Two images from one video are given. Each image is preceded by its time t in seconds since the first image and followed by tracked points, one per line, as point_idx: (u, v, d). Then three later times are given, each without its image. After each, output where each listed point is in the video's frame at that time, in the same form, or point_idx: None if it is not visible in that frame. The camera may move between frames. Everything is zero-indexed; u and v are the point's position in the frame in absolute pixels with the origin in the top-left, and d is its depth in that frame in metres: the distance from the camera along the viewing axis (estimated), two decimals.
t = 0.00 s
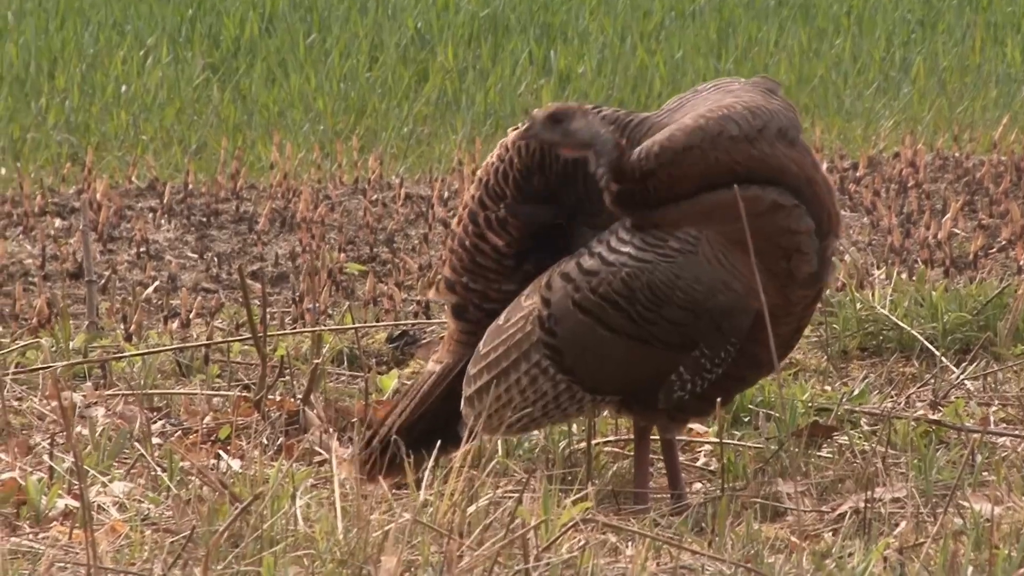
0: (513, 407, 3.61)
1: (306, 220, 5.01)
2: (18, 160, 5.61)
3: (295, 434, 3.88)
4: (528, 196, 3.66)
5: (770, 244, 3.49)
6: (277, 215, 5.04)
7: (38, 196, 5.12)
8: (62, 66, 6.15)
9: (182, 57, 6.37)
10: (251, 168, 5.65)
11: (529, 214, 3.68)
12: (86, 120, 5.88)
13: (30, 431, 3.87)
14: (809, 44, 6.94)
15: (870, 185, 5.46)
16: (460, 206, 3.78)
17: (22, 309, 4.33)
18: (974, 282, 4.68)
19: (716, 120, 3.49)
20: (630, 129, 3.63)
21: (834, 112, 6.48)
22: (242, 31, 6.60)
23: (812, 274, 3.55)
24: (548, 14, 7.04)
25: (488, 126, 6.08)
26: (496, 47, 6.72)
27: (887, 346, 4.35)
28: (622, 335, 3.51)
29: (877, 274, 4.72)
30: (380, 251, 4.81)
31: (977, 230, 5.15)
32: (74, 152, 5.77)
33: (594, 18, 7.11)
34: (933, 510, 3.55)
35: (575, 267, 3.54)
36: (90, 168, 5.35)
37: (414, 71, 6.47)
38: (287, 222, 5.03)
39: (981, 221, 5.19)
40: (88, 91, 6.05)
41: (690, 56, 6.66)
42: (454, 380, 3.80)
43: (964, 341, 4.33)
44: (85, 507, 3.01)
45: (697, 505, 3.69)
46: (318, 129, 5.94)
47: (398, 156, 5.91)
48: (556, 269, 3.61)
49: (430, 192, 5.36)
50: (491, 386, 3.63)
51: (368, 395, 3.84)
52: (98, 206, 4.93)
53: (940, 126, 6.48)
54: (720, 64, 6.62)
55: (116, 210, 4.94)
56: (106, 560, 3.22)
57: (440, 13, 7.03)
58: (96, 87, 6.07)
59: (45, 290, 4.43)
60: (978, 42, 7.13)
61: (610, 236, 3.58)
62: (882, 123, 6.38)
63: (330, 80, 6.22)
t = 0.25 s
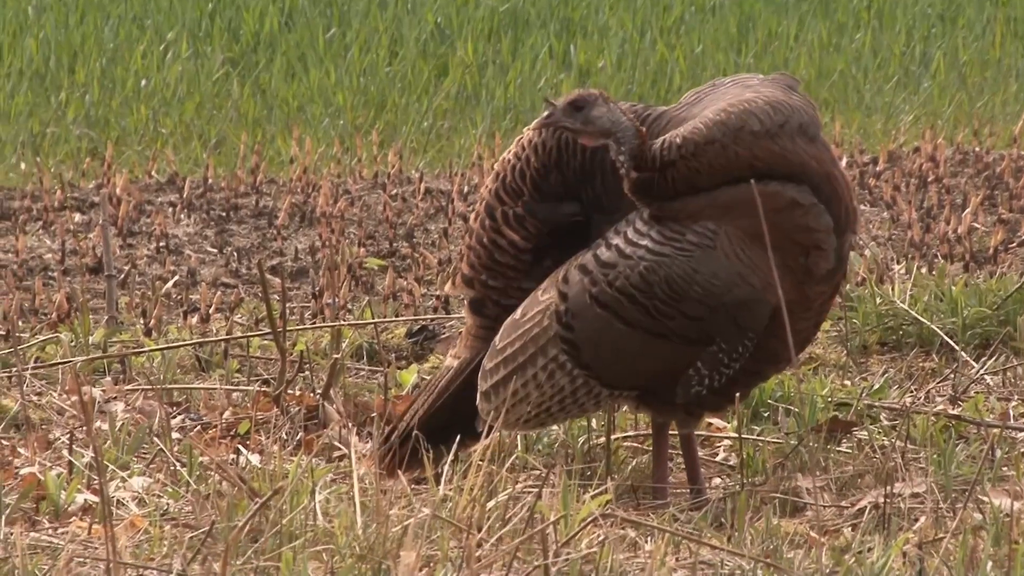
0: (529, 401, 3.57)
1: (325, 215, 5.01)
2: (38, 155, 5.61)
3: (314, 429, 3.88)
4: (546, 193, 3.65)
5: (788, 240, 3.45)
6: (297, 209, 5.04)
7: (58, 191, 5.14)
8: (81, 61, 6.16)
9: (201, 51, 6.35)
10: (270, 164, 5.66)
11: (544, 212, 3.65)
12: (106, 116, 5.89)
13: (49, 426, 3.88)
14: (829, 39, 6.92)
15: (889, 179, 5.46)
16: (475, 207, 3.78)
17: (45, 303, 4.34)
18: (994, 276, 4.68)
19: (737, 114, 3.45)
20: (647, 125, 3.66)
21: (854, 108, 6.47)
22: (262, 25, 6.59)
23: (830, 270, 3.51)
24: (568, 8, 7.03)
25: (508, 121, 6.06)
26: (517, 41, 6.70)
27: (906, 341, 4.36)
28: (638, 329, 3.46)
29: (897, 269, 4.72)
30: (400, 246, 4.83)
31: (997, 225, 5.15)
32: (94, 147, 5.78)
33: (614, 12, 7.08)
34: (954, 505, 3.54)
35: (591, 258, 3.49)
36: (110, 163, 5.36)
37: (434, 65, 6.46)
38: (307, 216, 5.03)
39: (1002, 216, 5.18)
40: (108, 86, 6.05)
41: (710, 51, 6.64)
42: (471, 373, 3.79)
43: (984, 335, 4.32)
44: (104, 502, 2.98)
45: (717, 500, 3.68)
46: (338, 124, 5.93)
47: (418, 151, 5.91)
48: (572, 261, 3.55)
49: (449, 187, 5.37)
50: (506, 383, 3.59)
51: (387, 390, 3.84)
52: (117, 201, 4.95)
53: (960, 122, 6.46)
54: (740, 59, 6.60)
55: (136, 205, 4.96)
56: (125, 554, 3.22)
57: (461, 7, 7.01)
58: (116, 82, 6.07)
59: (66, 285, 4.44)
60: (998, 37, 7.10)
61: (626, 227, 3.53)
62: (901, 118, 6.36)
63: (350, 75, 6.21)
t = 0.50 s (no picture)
0: (540, 401, 3.56)
1: (334, 212, 5.01)
2: (46, 153, 5.62)
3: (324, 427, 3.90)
4: (553, 194, 3.62)
5: (799, 238, 3.46)
6: (307, 207, 5.05)
7: (68, 189, 5.15)
8: (91, 58, 6.15)
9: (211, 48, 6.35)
10: (280, 161, 5.66)
11: (555, 210, 3.63)
12: (116, 113, 5.90)
13: (59, 424, 3.88)
14: (840, 36, 6.90)
15: (899, 176, 5.46)
16: (484, 203, 3.75)
17: (56, 300, 4.35)
18: (1003, 274, 4.68)
19: (744, 113, 3.45)
20: (655, 124, 3.61)
21: (864, 105, 6.46)
22: (272, 22, 6.58)
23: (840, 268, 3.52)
24: (579, 5, 7.01)
25: (518, 118, 6.05)
26: (527, 38, 6.69)
27: (915, 338, 4.36)
28: (651, 328, 3.45)
29: (907, 266, 4.72)
30: (409, 243, 4.84)
31: (1007, 222, 5.15)
32: (104, 145, 5.79)
33: (625, 8, 7.06)
34: (964, 502, 3.53)
35: (602, 259, 3.49)
36: (119, 161, 5.37)
37: (444, 62, 6.45)
38: (317, 214, 5.04)
39: (1012, 214, 5.18)
40: (118, 83, 6.05)
41: (720, 48, 6.63)
42: (480, 371, 3.77)
43: (993, 333, 4.32)
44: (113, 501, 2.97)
45: (727, 497, 3.68)
46: (347, 121, 5.93)
47: (428, 149, 5.91)
48: (582, 261, 3.55)
49: (459, 184, 5.38)
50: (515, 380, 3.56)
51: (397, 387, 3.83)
52: (127, 199, 4.96)
53: (971, 120, 6.45)
54: (751, 56, 6.58)
55: (146, 202, 4.97)
56: (134, 551, 3.22)
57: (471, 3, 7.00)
58: (126, 79, 6.07)
59: (77, 282, 4.45)
60: (1009, 34, 7.08)
61: (637, 228, 3.53)
62: (911, 115, 6.35)
63: (360, 72, 6.20)
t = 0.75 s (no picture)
0: (549, 406, 3.56)
1: (341, 211, 5.01)
2: (52, 152, 5.63)
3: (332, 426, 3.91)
4: (562, 196, 3.61)
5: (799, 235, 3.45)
6: (313, 205, 5.05)
7: (75, 188, 5.15)
8: (99, 56, 6.16)
9: (218, 47, 6.35)
10: (288, 160, 5.66)
11: (564, 213, 3.63)
12: (122, 113, 5.90)
13: (66, 423, 3.88)
14: (847, 34, 6.89)
15: (906, 175, 5.46)
16: (493, 201, 3.71)
17: (64, 298, 4.35)
18: (1011, 273, 4.68)
19: (737, 116, 3.46)
20: (662, 125, 3.59)
21: (871, 104, 6.46)
22: (279, 21, 6.58)
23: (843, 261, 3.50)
24: (586, 4, 7.01)
25: (525, 116, 6.05)
26: (534, 37, 6.69)
27: (923, 337, 4.36)
28: (657, 332, 3.46)
29: (914, 265, 4.72)
30: (417, 242, 4.84)
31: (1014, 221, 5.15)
32: (111, 143, 5.79)
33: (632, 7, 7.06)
34: (971, 500, 3.53)
35: (607, 267, 3.50)
36: (126, 160, 5.37)
37: (451, 61, 6.45)
38: (324, 212, 5.04)
39: (1020, 213, 5.18)
40: (126, 82, 6.05)
41: (728, 47, 6.63)
42: (489, 369, 3.76)
43: (1000, 331, 4.32)
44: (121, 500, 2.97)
45: (734, 496, 3.68)
46: (355, 120, 5.93)
47: (435, 147, 5.91)
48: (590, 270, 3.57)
49: (466, 183, 5.38)
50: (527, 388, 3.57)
51: (405, 386, 3.83)
52: (135, 198, 4.96)
53: (978, 118, 6.45)
54: (758, 55, 6.58)
55: (153, 201, 4.98)
56: (141, 550, 3.22)
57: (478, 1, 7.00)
58: (134, 78, 6.07)
59: (85, 281, 4.45)
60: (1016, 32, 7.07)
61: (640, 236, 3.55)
62: (918, 114, 6.35)
63: (368, 71, 6.20)
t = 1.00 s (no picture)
0: (556, 402, 3.54)
1: (346, 209, 5.01)
2: (57, 151, 5.62)
3: (337, 425, 3.90)
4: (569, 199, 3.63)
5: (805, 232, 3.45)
6: (318, 204, 5.04)
7: (80, 187, 5.15)
8: (104, 55, 6.16)
9: (223, 46, 6.35)
10: (293, 158, 5.66)
11: (571, 215, 3.64)
12: (127, 112, 5.90)
13: (72, 422, 3.88)
14: (852, 33, 6.89)
15: (912, 174, 5.46)
16: (503, 206, 3.75)
17: (70, 297, 4.35)
18: (1016, 271, 4.68)
19: (743, 114, 3.46)
20: (668, 125, 3.58)
21: (876, 103, 6.46)
22: (284, 20, 6.58)
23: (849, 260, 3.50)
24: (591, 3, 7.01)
25: (530, 115, 6.05)
26: (539, 36, 6.69)
27: (928, 335, 4.36)
28: (664, 329, 3.46)
29: (919, 264, 4.73)
30: (422, 241, 4.84)
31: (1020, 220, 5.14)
32: (117, 142, 5.80)
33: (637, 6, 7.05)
34: (977, 499, 3.53)
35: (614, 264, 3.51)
36: (130, 159, 5.37)
37: (457, 60, 6.45)
38: (329, 211, 5.04)
39: None
40: (131, 81, 6.05)
41: (733, 46, 6.62)
42: (495, 369, 3.76)
43: (1006, 330, 4.32)
44: (125, 497, 2.97)
45: (739, 495, 3.68)
46: (360, 118, 5.93)
47: (441, 146, 5.90)
48: (596, 267, 3.57)
49: (471, 181, 5.38)
50: (532, 385, 3.57)
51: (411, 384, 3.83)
52: (140, 197, 4.96)
53: (983, 117, 6.45)
54: (764, 54, 6.58)
55: (159, 200, 4.98)
56: (147, 549, 3.21)
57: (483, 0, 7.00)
58: (139, 77, 6.07)
59: (90, 280, 4.45)
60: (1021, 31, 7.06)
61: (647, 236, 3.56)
62: (923, 113, 6.34)
63: (373, 70, 6.20)
